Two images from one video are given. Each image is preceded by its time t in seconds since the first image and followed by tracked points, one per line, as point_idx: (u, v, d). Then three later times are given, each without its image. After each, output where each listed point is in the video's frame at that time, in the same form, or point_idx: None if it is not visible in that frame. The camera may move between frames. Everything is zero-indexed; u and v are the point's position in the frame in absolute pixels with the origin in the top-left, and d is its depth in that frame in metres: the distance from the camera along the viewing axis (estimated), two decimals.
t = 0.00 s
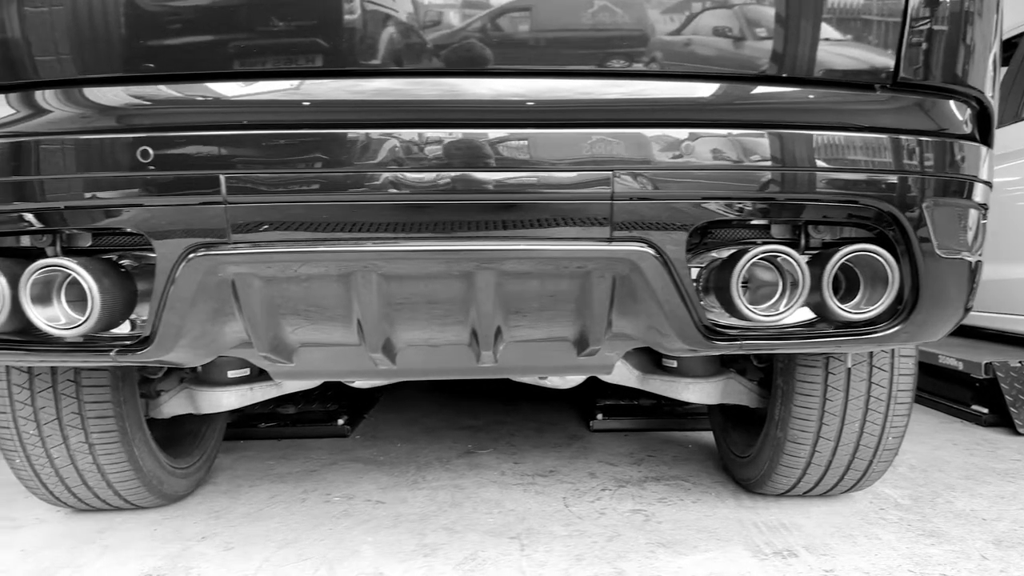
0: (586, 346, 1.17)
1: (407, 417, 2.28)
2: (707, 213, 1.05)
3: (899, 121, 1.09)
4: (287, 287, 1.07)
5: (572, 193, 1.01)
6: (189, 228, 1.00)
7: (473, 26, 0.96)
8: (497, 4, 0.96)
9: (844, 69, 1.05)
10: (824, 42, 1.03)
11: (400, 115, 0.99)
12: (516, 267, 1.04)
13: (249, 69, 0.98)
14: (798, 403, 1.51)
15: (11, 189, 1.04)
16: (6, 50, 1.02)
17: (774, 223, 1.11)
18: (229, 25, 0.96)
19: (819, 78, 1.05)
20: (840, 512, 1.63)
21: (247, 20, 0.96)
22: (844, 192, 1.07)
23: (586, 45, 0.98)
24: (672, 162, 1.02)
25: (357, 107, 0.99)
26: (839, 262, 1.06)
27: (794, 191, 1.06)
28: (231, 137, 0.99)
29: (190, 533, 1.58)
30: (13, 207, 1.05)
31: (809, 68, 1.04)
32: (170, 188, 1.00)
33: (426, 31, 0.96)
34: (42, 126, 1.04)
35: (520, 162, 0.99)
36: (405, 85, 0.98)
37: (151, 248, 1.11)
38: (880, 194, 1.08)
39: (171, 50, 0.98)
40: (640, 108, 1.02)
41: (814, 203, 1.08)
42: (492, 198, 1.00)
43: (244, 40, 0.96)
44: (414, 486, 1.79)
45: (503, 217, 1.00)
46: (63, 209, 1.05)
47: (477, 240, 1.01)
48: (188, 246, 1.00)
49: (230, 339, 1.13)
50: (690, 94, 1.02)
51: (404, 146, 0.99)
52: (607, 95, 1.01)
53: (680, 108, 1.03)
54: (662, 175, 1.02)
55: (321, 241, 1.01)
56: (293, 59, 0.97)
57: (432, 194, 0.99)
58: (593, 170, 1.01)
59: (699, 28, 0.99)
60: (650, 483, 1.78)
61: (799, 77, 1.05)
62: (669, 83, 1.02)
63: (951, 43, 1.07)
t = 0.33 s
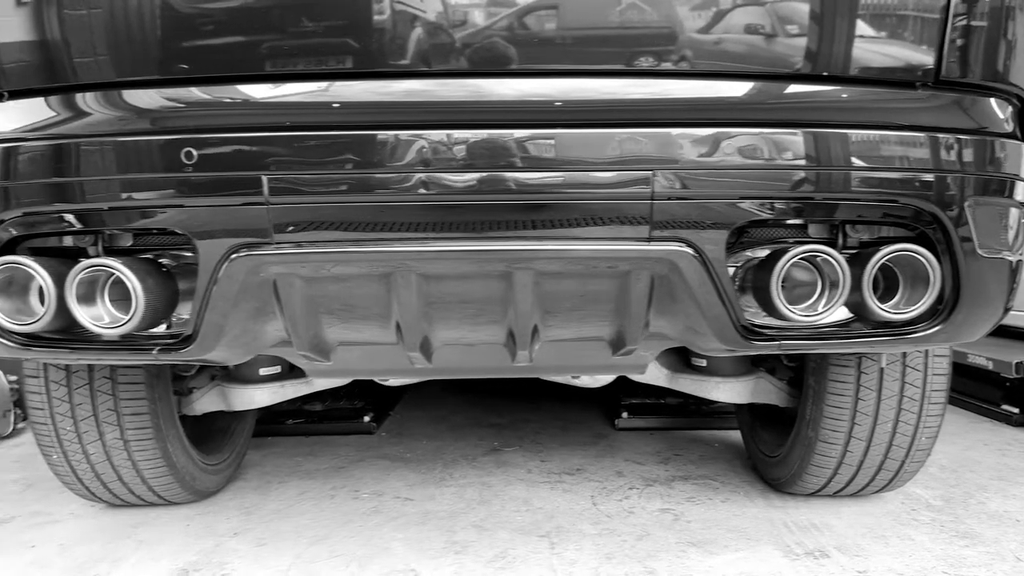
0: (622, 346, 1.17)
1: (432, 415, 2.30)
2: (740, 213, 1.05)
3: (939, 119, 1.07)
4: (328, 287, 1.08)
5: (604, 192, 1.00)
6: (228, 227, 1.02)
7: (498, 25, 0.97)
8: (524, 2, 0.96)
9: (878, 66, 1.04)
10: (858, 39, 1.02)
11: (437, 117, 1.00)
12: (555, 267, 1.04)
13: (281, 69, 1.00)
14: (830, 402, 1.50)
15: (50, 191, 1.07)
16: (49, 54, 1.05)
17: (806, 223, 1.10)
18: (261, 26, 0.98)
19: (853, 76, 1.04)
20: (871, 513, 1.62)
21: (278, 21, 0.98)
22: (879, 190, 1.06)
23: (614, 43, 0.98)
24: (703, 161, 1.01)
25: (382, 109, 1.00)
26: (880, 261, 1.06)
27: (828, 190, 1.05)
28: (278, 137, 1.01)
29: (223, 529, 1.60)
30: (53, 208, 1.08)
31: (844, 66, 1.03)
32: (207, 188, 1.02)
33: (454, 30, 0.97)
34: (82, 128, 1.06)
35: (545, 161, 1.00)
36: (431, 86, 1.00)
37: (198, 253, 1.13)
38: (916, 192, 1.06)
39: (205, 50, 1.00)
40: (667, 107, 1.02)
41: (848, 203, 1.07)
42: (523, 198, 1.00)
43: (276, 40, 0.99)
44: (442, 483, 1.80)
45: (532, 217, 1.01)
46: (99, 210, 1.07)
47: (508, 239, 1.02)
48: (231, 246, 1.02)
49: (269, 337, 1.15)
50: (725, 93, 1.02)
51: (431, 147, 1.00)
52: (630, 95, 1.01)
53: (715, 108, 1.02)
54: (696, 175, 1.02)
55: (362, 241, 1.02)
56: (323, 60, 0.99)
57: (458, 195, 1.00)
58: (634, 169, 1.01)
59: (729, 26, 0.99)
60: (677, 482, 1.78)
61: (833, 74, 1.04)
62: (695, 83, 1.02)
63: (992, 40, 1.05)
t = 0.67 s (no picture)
0: (657, 343, 1.17)
1: (456, 411, 2.30)
2: (773, 210, 1.03)
3: (980, 113, 1.05)
4: (366, 283, 1.09)
5: (633, 189, 1.00)
6: (260, 224, 1.04)
7: (524, 20, 0.98)
8: None
9: (914, 60, 1.03)
10: (894, 33, 1.01)
11: (469, 114, 1.01)
12: (594, 264, 1.04)
13: (313, 67, 1.02)
14: (862, 400, 1.49)
15: (87, 188, 1.08)
16: (85, 53, 1.07)
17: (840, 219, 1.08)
18: (292, 24, 1.00)
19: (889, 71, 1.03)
20: (902, 512, 1.60)
21: (309, 19, 0.99)
22: (913, 186, 1.04)
23: (642, 39, 0.98)
24: (735, 157, 1.01)
25: (408, 106, 1.01)
26: (921, 258, 1.05)
27: (862, 185, 1.04)
28: (308, 136, 1.02)
29: (254, 523, 1.61)
30: (90, 205, 1.09)
31: (879, 60, 1.02)
32: (241, 185, 1.03)
33: (481, 27, 0.98)
34: (118, 126, 1.07)
35: (569, 156, 0.99)
36: (455, 83, 1.00)
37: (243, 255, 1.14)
38: (953, 188, 1.05)
39: (236, 48, 1.02)
40: (692, 102, 1.00)
41: (882, 199, 1.06)
42: (551, 194, 1.00)
43: (307, 39, 1.00)
44: (469, 479, 1.81)
45: (561, 214, 1.01)
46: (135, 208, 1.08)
47: (535, 236, 1.02)
48: (270, 243, 1.04)
49: (304, 334, 1.15)
50: (759, 88, 1.01)
51: (457, 147, 1.00)
52: (657, 90, 1.00)
53: (750, 103, 1.01)
54: (731, 173, 1.01)
55: (401, 237, 1.03)
56: (353, 57, 1.01)
57: (486, 192, 1.00)
58: (673, 165, 1.00)
59: (760, 21, 0.98)
60: (705, 480, 1.77)
61: (869, 68, 1.03)
62: (724, 79, 1.01)
63: None
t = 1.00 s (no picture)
0: (691, 339, 1.16)
1: (477, 407, 2.31)
2: (805, 204, 1.01)
3: (1017, 107, 1.04)
4: (400, 278, 1.09)
5: (660, 183, 0.99)
6: (288, 220, 1.05)
7: (546, 15, 0.97)
8: None
9: (948, 53, 1.01)
10: (930, 26, 0.99)
11: (498, 108, 1.01)
12: (629, 259, 1.04)
13: (339, 63, 1.02)
14: (893, 398, 1.47)
15: (120, 184, 1.09)
16: (117, 50, 1.08)
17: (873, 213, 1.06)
18: (319, 21, 1.00)
19: (924, 64, 1.01)
20: (932, 511, 1.59)
21: (337, 15, 0.99)
22: (947, 180, 1.03)
23: (667, 32, 0.97)
24: (764, 151, 1.00)
25: (434, 101, 1.01)
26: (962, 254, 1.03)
27: (897, 180, 1.02)
28: (338, 130, 1.02)
29: (281, 518, 1.62)
30: (123, 201, 1.10)
31: (914, 52, 1.00)
32: (273, 181, 1.04)
33: (505, 22, 0.98)
34: (150, 122, 1.09)
35: (593, 151, 0.99)
36: (479, 77, 1.00)
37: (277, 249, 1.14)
38: (989, 182, 1.03)
39: (265, 44, 1.02)
40: (717, 96, 0.99)
41: (915, 192, 1.04)
42: (580, 189, 1.00)
43: (334, 35, 1.00)
44: (493, 475, 1.81)
45: (589, 209, 1.00)
46: (166, 203, 1.09)
47: (563, 231, 1.01)
48: (305, 238, 1.05)
49: (339, 328, 1.16)
50: (789, 81, 1.00)
51: (486, 141, 1.00)
52: (682, 83, 0.99)
53: (780, 96, 1.00)
54: (768, 167, 1.00)
55: (436, 233, 1.03)
56: (380, 53, 1.01)
57: (510, 185, 1.00)
58: (710, 159, 0.99)
59: (788, 15, 0.97)
60: (731, 478, 1.77)
61: (901, 60, 1.01)
62: (753, 73, 0.99)
63: None
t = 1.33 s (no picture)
0: (725, 339, 1.16)
1: (498, 406, 2.31)
2: (837, 203, 1.00)
3: None
4: (433, 278, 1.10)
5: (686, 182, 0.99)
6: (317, 220, 1.06)
7: (571, 14, 0.96)
8: None
9: (983, 50, 0.99)
10: (964, 22, 0.97)
11: (526, 108, 1.01)
12: (665, 259, 1.04)
13: (366, 63, 1.02)
14: (924, 399, 1.46)
15: (153, 184, 1.10)
16: (149, 50, 1.08)
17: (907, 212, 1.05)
18: (346, 21, 1.00)
19: (959, 61, 0.99)
20: (962, 512, 1.57)
21: (363, 15, 0.99)
22: (982, 178, 1.02)
23: (693, 30, 0.96)
24: (789, 149, 0.99)
25: (458, 101, 1.01)
26: (1000, 254, 1.02)
27: (931, 179, 1.01)
28: (363, 131, 1.03)
29: (309, 515, 1.64)
30: (156, 201, 1.11)
31: (949, 49, 0.98)
32: (304, 181, 1.05)
33: (529, 22, 0.97)
34: (182, 123, 1.09)
35: (617, 148, 0.99)
36: (504, 77, 1.00)
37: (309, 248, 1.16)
38: None
39: (294, 44, 1.03)
40: (743, 95, 0.98)
41: (949, 191, 1.02)
42: (608, 189, 1.00)
43: (361, 35, 1.00)
44: (517, 474, 1.81)
45: (615, 208, 1.00)
46: (198, 203, 1.10)
47: (589, 231, 1.01)
48: (341, 238, 1.05)
49: (370, 327, 1.17)
50: (820, 80, 0.98)
51: (510, 141, 1.00)
52: (707, 82, 0.98)
53: (808, 95, 0.98)
54: (803, 167, 0.99)
55: (471, 232, 1.03)
56: (406, 54, 1.00)
57: (532, 185, 1.00)
58: (745, 158, 0.99)
59: (817, 11, 0.95)
60: (757, 478, 1.76)
61: (935, 58, 0.99)
62: (782, 71, 0.98)
63: None
